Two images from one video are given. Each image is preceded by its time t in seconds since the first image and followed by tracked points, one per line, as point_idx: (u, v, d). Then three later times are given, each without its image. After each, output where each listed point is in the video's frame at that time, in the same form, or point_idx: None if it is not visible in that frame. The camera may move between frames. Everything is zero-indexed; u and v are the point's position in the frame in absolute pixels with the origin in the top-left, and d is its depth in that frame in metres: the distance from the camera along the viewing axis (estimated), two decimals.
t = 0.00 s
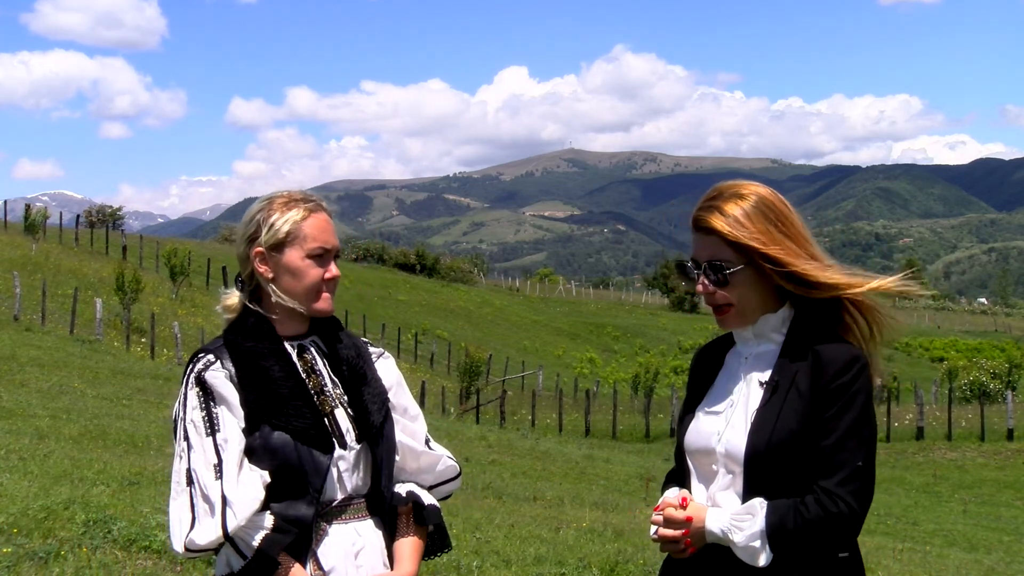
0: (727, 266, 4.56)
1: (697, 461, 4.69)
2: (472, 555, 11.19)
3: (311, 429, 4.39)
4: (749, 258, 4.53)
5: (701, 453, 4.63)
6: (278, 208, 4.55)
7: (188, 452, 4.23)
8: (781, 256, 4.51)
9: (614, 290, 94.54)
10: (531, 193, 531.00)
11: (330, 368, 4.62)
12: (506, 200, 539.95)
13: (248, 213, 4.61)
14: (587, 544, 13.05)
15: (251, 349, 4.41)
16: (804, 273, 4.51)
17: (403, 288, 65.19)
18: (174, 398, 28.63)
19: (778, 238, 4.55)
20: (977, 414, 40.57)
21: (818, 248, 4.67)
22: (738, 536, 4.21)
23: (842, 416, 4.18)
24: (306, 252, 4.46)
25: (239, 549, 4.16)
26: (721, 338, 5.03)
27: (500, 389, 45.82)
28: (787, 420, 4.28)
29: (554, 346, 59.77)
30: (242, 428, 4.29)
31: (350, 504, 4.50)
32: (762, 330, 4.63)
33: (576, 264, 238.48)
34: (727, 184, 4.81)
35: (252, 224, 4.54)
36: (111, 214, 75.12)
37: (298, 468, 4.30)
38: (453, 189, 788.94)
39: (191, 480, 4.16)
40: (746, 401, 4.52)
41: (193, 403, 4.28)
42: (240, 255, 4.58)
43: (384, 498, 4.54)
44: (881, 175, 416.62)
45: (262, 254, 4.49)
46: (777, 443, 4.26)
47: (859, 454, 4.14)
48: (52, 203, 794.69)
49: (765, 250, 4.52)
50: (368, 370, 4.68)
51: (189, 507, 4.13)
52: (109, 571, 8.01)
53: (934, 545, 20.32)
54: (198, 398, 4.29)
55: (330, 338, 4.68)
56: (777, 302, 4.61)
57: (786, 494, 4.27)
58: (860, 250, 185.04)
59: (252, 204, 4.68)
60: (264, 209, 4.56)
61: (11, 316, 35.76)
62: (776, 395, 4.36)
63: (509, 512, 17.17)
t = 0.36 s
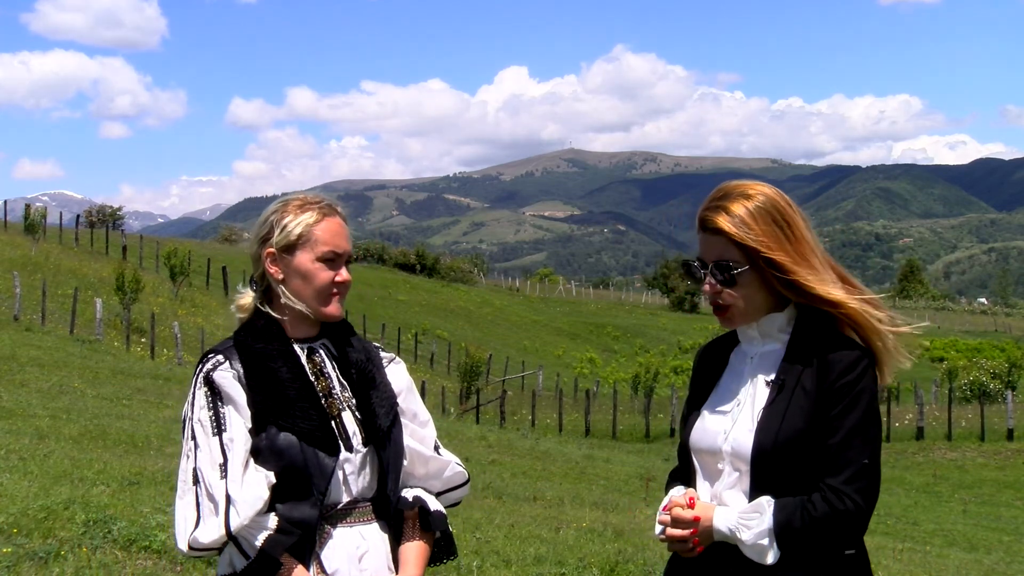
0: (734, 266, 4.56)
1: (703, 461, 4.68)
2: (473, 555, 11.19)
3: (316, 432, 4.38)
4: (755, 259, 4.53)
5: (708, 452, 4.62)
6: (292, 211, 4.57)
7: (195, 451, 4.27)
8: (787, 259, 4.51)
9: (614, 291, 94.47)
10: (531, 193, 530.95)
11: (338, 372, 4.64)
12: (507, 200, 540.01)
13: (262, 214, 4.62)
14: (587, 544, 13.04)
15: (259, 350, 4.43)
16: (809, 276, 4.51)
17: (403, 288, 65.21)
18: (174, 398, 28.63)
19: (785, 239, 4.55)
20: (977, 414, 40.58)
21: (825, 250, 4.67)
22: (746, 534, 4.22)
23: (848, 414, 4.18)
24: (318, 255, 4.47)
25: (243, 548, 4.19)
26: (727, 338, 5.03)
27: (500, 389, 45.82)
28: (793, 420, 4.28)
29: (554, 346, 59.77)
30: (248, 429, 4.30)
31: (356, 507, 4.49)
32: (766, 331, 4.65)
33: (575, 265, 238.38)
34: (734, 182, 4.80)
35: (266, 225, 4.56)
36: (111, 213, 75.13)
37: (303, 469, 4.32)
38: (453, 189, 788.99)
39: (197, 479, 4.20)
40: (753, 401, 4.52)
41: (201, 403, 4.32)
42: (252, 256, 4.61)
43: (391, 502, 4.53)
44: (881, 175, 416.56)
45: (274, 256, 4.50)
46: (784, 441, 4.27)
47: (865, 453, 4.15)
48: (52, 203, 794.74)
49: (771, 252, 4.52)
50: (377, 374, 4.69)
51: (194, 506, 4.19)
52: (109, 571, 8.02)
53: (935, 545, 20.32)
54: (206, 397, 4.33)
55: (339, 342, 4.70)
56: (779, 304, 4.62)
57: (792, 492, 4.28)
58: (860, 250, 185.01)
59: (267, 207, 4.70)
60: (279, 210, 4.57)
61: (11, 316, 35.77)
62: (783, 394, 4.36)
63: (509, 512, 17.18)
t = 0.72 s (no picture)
0: (735, 260, 4.56)
1: (706, 460, 4.69)
2: (472, 555, 11.20)
3: (331, 429, 4.39)
4: (757, 254, 4.54)
5: (711, 451, 4.63)
6: (309, 211, 4.58)
7: (208, 447, 4.26)
8: (787, 258, 4.52)
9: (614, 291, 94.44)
10: (531, 193, 530.94)
11: (351, 371, 4.66)
12: (507, 200, 540.08)
13: (278, 213, 4.63)
14: (587, 544, 13.05)
15: (274, 347, 4.43)
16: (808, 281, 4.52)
17: (403, 288, 65.22)
18: (174, 398, 28.63)
19: (789, 240, 4.56)
20: (977, 414, 40.62)
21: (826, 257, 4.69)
22: (750, 533, 4.23)
23: (850, 413, 4.18)
24: (332, 256, 4.48)
25: (255, 544, 4.18)
26: (727, 336, 5.04)
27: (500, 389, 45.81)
28: (797, 418, 4.28)
29: (554, 346, 59.75)
30: (262, 424, 4.30)
31: (365, 505, 4.50)
32: (765, 330, 4.65)
33: (575, 265, 238.35)
34: (744, 180, 4.81)
35: (282, 223, 4.58)
36: (111, 214, 75.15)
37: (315, 465, 4.33)
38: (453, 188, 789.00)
39: (209, 474, 4.19)
40: (755, 401, 4.52)
41: (214, 398, 4.32)
42: (268, 254, 4.62)
43: (400, 501, 4.56)
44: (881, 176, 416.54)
45: (289, 254, 4.52)
46: (788, 441, 4.26)
47: (868, 451, 4.16)
48: (52, 203, 794.88)
49: (772, 249, 4.52)
50: (389, 374, 4.72)
51: (206, 502, 4.16)
52: (109, 571, 8.02)
53: (935, 545, 20.32)
54: (219, 392, 4.33)
55: (352, 342, 4.73)
56: (779, 304, 4.62)
57: (796, 491, 4.28)
58: (860, 250, 185.02)
59: (284, 206, 4.72)
60: (296, 210, 4.59)
61: (11, 316, 35.77)
62: (786, 393, 4.36)
63: (510, 512, 17.18)
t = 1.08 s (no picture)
0: (737, 261, 4.57)
1: (704, 460, 4.69)
2: (472, 555, 11.20)
3: (343, 427, 4.40)
4: (759, 255, 4.54)
5: (710, 451, 4.63)
6: (314, 210, 4.58)
7: (218, 444, 4.22)
8: (790, 260, 4.50)
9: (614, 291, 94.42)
10: (531, 193, 530.93)
11: (359, 371, 4.66)
12: (507, 200, 540.12)
13: (282, 212, 4.63)
14: (587, 544, 13.05)
15: (286, 345, 4.42)
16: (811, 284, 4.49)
17: (403, 288, 65.23)
18: (174, 398, 28.63)
19: (792, 242, 4.54)
20: (976, 414, 40.64)
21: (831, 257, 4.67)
22: (745, 532, 4.24)
23: (847, 415, 4.19)
24: (339, 254, 4.48)
25: (268, 544, 4.16)
26: (727, 337, 5.04)
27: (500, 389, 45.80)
28: (795, 419, 4.28)
29: (554, 346, 59.75)
30: (274, 422, 4.30)
31: (372, 505, 4.51)
32: (767, 330, 4.66)
33: (575, 264, 238.32)
34: (750, 179, 4.80)
35: (288, 222, 4.57)
36: (111, 213, 75.18)
37: (327, 463, 4.33)
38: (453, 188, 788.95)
39: (221, 472, 4.15)
40: (753, 401, 4.52)
41: (226, 395, 4.29)
42: (273, 253, 4.60)
43: (405, 501, 4.59)
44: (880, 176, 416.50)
45: (296, 253, 4.52)
46: (785, 441, 4.27)
47: (865, 452, 4.16)
48: (52, 203, 794.97)
49: (775, 250, 4.51)
50: (395, 374, 4.74)
51: (217, 500, 4.13)
52: (109, 571, 8.03)
53: (935, 545, 20.31)
54: (231, 389, 4.30)
55: (358, 342, 4.73)
56: (780, 304, 4.62)
57: (791, 492, 4.29)
58: (860, 250, 184.99)
59: (289, 204, 4.71)
60: (301, 208, 4.59)
61: (11, 316, 35.76)
62: (784, 393, 4.37)
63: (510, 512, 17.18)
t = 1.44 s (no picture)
0: (728, 263, 4.58)
1: (701, 461, 4.70)
2: (472, 555, 11.20)
3: (348, 429, 4.42)
4: (753, 257, 4.53)
5: (705, 452, 4.64)
6: (314, 212, 4.57)
7: (221, 446, 4.20)
8: (785, 262, 4.48)
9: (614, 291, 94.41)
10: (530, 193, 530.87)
11: (362, 373, 4.66)
12: (507, 200, 540.18)
13: (283, 213, 4.62)
14: (587, 544, 13.05)
15: (290, 347, 4.41)
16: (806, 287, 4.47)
17: (403, 288, 65.26)
18: (174, 398, 28.63)
19: (788, 244, 4.51)
20: (977, 414, 40.67)
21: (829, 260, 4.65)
22: (739, 533, 4.24)
23: (841, 416, 4.18)
24: (340, 256, 4.48)
25: (276, 546, 4.15)
26: (725, 338, 5.03)
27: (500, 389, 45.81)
28: (789, 421, 4.28)
29: (554, 346, 59.76)
30: (279, 425, 4.29)
31: (376, 507, 4.52)
32: (762, 331, 4.66)
33: (575, 265, 238.23)
34: (751, 179, 4.78)
35: (288, 224, 4.56)
36: (111, 214, 75.19)
37: (332, 466, 4.33)
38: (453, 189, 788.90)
39: (224, 475, 4.13)
40: (748, 403, 4.52)
41: (230, 398, 4.27)
42: (273, 254, 4.61)
43: (407, 502, 4.60)
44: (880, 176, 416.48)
45: (296, 255, 4.51)
46: (779, 442, 4.28)
47: (859, 453, 4.15)
48: (52, 203, 794.97)
49: (770, 252, 4.49)
50: (397, 375, 4.73)
51: (221, 503, 4.11)
52: (109, 571, 8.02)
53: (934, 545, 20.32)
54: (235, 392, 4.28)
55: (361, 344, 4.72)
56: (775, 306, 4.62)
57: (785, 493, 4.29)
58: (860, 250, 184.97)
59: (290, 205, 4.70)
60: (302, 210, 4.58)
61: (11, 316, 35.76)
62: (778, 395, 4.38)
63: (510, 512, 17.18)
